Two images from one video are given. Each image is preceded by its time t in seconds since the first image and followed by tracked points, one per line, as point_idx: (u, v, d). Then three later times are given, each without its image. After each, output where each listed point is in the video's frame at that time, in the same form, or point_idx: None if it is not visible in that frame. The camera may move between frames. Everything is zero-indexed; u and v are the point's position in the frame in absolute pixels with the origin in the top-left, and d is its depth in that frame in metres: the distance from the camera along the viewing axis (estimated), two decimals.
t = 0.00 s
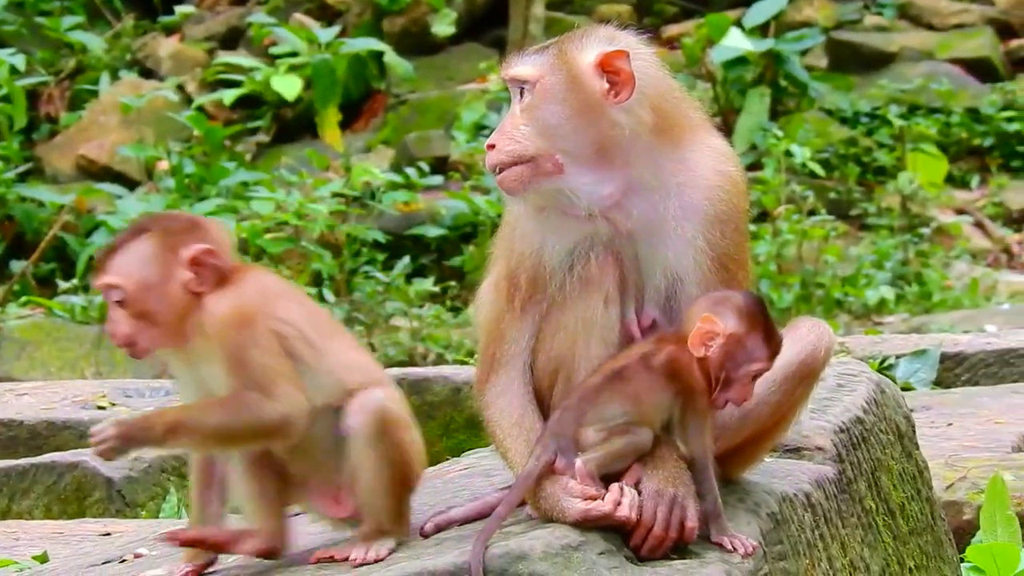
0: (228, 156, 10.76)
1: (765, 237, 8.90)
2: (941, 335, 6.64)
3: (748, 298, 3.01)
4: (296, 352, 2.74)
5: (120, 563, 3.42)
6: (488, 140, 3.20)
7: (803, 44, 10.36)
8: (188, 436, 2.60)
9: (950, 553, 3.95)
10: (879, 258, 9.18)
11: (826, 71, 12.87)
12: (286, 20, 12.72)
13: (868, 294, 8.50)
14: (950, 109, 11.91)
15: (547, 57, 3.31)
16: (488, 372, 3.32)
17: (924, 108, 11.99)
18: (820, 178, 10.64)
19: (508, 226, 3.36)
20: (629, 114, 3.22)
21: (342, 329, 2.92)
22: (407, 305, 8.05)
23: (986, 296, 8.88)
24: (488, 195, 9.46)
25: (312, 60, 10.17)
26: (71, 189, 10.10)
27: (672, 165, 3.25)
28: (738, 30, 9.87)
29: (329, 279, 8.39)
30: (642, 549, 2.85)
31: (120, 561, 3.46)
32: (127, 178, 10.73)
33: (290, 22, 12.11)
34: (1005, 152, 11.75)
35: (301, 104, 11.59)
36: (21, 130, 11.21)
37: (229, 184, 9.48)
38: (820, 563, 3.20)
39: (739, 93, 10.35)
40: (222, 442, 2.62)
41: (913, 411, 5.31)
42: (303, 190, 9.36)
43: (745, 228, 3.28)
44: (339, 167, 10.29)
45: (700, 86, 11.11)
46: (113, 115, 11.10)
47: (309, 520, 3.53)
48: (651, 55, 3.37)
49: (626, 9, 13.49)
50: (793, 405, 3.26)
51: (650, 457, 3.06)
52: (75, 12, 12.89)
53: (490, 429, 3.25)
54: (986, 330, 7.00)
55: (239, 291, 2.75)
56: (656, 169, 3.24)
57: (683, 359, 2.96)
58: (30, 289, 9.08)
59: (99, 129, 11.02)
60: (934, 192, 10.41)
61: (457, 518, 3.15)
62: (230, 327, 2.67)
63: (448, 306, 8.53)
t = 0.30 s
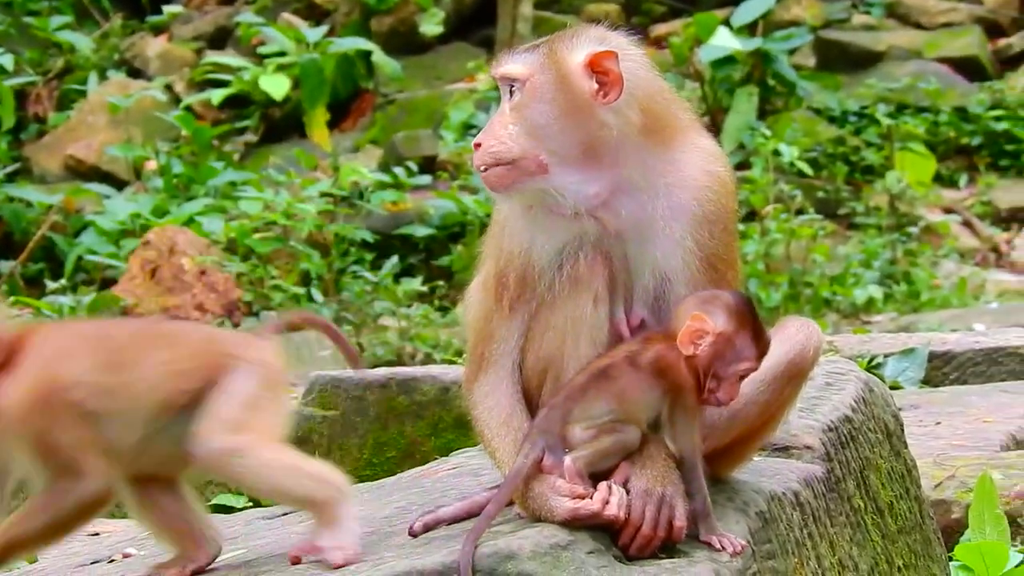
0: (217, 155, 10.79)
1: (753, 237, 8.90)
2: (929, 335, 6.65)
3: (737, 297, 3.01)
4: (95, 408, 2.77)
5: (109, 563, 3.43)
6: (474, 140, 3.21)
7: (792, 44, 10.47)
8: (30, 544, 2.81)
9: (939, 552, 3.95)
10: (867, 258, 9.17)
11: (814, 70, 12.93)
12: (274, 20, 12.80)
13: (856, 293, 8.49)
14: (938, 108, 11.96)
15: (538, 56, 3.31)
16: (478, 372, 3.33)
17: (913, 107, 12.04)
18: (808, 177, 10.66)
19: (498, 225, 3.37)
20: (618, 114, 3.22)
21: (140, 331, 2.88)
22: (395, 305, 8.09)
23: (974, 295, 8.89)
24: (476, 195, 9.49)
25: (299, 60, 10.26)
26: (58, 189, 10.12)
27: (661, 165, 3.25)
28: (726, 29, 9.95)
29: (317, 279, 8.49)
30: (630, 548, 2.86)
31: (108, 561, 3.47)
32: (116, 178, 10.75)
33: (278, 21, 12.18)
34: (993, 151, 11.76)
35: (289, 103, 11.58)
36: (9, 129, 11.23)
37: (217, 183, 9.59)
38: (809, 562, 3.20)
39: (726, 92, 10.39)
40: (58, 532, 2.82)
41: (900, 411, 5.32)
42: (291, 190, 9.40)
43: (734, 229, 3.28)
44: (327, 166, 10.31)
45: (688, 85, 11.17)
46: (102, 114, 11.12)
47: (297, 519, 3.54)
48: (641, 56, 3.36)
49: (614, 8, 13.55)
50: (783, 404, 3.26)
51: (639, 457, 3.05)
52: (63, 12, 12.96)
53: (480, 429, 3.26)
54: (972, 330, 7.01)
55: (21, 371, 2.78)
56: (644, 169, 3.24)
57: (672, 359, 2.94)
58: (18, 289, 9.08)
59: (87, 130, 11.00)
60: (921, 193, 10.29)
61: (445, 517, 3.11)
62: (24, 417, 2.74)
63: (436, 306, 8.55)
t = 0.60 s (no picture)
0: (206, 156, 10.81)
1: (744, 237, 8.94)
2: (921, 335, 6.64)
3: (726, 298, 3.00)
4: None
5: (101, 565, 3.43)
6: (463, 139, 3.22)
7: (780, 44, 10.64)
8: None
9: (931, 553, 3.95)
10: (858, 258, 9.15)
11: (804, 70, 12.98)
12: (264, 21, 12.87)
13: (846, 293, 8.49)
14: (928, 108, 11.99)
15: (528, 57, 3.32)
16: (469, 371, 3.33)
17: (903, 107, 12.04)
18: (798, 177, 10.70)
19: (489, 225, 3.38)
20: (607, 117, 3.23)
21: None
22: (386, 306, 8.15)
23: (964, 296, 8.90)
24: (466, 196, 9.52)
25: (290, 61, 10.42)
26: (49, 192, 10.22)
27: (650, 166, 3.25)
28: (715, 31, 10.11)
29: (307, 280, 8.65)
30: (621, 549, 2.84)
31: (99, 563, 3.47)
32: (105, 179, 10.85)
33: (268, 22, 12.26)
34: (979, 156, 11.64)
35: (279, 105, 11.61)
36: None
37: (208, 185, 9.66)
38: (800, 562, 3.20)
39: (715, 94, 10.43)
40: None
41: (891, 411, 5.32)
42: (281, 192, 9.46)
43: (725, 230, 3.27)
44: (317, 168, 10.35)
45: (678, 85, 11.23)
46: (92, 115, 11.20)
47: (288, 520, 3.54)
48: (632, 58, 3.37)
49: (604, 8, 13.61)
50: (774, 405, 3.25)
51: (629, 457, 3.02)
52: (53, 13, 13.07)
53: (471, 429, 3.26)
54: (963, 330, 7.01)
55: None
56: (633, 170, 3.25)
57: (662, 361, 2.94)
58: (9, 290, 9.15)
59: (76, 130, 11.05)
60: (912, 193, 10.36)
61: (437, 517, 3.09)
62: None
63: (427, 307, 8.57)
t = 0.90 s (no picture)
0: (200, 161, 10.84)
1: (737, 241, 9.00)
2: (916, 339, 6.64)
3: (719, 301, 2.99)
4: None
5: (95, 570, 3.42)
6: (456, 142, 3.21)
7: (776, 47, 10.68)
8: None
9: (925, 556, 3.95)
10: (851, 261, 9.17)
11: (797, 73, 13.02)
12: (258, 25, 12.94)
13: (840, 296, 8.49)
14: (922, 111, 12.01)
15: (524, 60, 3.30)
16: (463, 373, 3.34)
17: (896, 110, 12.04)
18: (791, 181, 10.73)
19: (483, 227, 3.38)
20: (602, 121, 3.21)
21: None
22: (379, 311, 8.17)
23: (958, 299, 8.91)
24: (460, 200, 9.55)
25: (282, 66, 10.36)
26: (43, 197, 10.31)
27: (645, 171, 3.25)
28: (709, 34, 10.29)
29: (301, 284, 8.66)
30: (617, 553, 2.84)
31: (92, 568, 3.47)
32: (100, 184, 10.97)
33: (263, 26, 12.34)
34: (976, 155, 11.73)
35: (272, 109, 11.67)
36: None
37: (202, 190, 9.69)
38: (794, 567, 3.19)
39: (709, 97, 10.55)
40: None
41: (885, 415, 5.34)
42: (274, 197, 9.51)
43: (719, 235, 3.28)
44: (311, 171, 10.43)
45: (671, 89, 11.28)
46: (86, 120, 11.31)
47: (281, 525, 3.53)
48: (628, 62, 3.36)
49: (598, 12, 13.67)
50: (768, 409, 3.25)
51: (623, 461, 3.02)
52: (47, 19, 13.20)
53: (464, 432, 3.26)
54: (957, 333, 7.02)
55: None
56: (628, 175, 3.25)
57: (655, 365, 2.92)
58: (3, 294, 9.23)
59: (70, 135, 11.20)
60: (905, 196, 10.39)
61: (431, 522, 3.09)
62: None
63: (420, 311, 8.60)
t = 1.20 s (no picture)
0: (195, 165, 10.84)
1: (733, 245, 9.03)
2: (912, 343, 6.64)
3: (716, 305, 2.98)
4: None
5: None
6: (455, 147, 3.22)
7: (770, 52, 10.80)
8: None
9: (921, 561, 3.95)
10: (846, 265, 9.17)
11: (792, 77, 13.02)
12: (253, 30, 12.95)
13: (836, 300, 8.48)
14: (917, 115, 12.02)
15: (523, 65, 3.31)
16: (460, 378, 3.34)
17: (891, 115, 12.05)
18: (787, 185, 10.73)
19: (480, 232, 3.39)
20: (600, 125, 3.21)
21: None
22: (377, 318, 8.21)
23: (953, 304, 8.93)
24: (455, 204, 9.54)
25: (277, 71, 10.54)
26: (38, 202, 10.32)
27: (642, 175, 3.25)
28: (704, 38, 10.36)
29: (297, 289, 8.66)
30: (614, 558, 2.84)
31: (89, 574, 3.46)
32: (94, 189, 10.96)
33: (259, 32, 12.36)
34: (971, 159, 11.75)
35: (267, 114, 11.67)
36: None
37: (197, 195, 9.67)
38: (790, 572, 3.19)
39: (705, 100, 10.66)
40: None
41: (881, 419, 5.34)
42: (270, 202, 9.51)
43: (714, 240, 3.28)
44: (306, 177, 10.45)
45: (667, 94, 11.28)
46: (81, 126, 11.32)
47: (277, 531, 3.52)
48: (626, 67, 3.36)
49: (593, 17, 13.68)
50: (763, 416, 3.26)
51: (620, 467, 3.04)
52: (42, 24, 13.24)
53: (461, 436, 3.27)
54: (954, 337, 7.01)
55: None
56: (625, 180, 3.24)
57: (651, 370, 2.92)
58: None
59: (65, 141, 11.23)
60: (900, 201, 10.41)
61: (426, 529, 3.08)
62: None
63: (416, 316, 8.59)
